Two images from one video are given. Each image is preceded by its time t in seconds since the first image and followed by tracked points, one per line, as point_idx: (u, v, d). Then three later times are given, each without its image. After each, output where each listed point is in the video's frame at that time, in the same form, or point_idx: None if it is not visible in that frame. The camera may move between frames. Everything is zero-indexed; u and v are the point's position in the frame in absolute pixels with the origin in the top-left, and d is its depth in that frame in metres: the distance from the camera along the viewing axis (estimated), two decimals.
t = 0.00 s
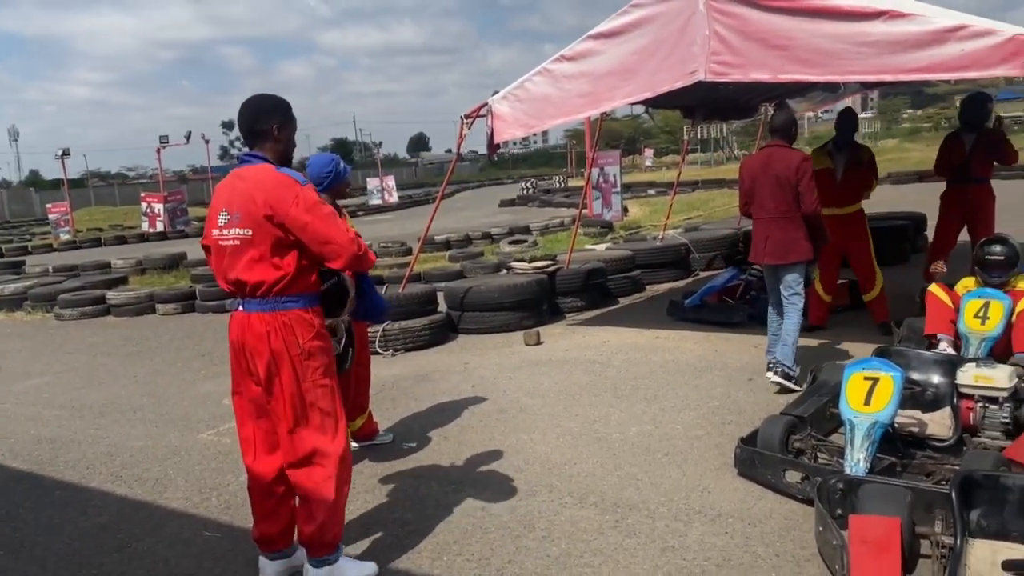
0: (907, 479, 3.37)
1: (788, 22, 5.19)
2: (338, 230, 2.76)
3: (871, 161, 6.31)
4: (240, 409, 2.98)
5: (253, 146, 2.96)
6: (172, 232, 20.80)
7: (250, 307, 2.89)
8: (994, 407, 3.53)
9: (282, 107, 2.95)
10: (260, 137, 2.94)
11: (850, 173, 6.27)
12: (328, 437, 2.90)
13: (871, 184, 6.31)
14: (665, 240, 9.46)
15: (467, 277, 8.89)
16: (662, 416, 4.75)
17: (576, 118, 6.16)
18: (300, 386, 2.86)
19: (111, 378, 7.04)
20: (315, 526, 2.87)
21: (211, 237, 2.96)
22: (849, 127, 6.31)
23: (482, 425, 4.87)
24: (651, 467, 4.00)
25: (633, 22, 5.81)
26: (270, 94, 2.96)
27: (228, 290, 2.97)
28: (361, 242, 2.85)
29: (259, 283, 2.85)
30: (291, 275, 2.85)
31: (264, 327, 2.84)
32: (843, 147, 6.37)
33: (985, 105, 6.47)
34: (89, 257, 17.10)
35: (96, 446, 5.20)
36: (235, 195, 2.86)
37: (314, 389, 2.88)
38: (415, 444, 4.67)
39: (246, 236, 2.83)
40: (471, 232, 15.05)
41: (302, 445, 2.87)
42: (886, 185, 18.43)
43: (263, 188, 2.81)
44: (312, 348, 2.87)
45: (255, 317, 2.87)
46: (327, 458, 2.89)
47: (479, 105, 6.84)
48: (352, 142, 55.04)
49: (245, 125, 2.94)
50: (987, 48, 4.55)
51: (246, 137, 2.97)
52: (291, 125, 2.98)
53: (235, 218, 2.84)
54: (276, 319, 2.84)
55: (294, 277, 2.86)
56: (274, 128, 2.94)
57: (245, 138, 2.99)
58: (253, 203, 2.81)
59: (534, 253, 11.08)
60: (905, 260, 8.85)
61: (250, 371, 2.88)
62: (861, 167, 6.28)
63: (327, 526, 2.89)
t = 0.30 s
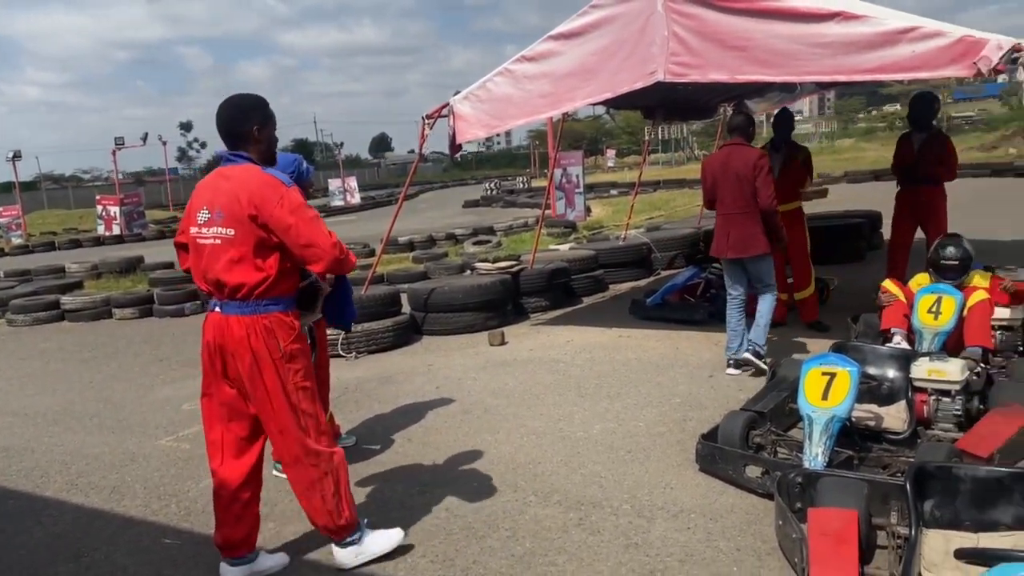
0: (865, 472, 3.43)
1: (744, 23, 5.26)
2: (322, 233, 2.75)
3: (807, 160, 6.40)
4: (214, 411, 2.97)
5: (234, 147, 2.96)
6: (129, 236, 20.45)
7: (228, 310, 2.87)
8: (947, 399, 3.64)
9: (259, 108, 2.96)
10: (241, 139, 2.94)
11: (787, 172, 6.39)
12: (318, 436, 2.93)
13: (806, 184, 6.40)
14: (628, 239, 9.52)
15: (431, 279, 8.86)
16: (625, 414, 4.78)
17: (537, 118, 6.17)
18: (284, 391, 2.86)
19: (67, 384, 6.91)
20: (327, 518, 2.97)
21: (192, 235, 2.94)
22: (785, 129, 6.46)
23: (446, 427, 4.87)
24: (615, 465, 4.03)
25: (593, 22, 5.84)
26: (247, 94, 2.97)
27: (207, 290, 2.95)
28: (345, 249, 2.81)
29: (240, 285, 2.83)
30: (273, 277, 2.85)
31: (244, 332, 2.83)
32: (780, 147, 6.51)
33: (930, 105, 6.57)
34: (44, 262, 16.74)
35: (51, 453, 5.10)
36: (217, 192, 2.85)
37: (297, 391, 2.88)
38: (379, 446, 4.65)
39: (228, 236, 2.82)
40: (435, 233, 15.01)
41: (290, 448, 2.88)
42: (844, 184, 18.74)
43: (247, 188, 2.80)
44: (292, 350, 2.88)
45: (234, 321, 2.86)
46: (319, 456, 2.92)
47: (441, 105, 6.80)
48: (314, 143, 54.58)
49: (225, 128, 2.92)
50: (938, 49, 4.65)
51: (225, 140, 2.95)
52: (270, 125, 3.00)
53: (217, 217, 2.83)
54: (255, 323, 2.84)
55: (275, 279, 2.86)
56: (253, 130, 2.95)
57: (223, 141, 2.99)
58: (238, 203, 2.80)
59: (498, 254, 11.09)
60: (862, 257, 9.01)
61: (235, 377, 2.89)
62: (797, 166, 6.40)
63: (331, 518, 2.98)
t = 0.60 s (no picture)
0: (809, 467, 3.50)
1: (688, 26, 5.35)
2: (316, 226, 2.84)
3: (744, 162, 6.56)
4: (197, 412, 2.98)
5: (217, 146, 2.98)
6: (69, 240, 19.93)
7: (221, 311, 2.90)
8: (887, 394, 3.73)
9: (242, 105, 2.95)
10: (226, 140, 2.96)
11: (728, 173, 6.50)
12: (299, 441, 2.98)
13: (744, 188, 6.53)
14: (578, 240, 9.59)
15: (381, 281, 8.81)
16: (576, 414, 4.81)
17: (486, 121, 6.16)
18: (272, 392, 2.91)
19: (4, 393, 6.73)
20: (292, 524, 2.98)
21: (180, 238, 2.98)
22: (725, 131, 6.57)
23: (397, 430, 4.85)
24: (565, 465, 4.06)
25: (540, 25, 5.88)
26: (229, 91, 2.95)
27: (196, 292, 2.98)
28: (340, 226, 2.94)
29: (233, 288, 2.87)
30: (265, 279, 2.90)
31: (238, 332, 2.87)
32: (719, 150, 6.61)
33: (859, 107, 6.80)
34: None
35: None
36: (207, 196, 2.89)
37: (285, 394, 2.93)
38: (329, 451, 4.61)
39: (220, 239, 2.87)
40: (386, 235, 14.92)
41: (273, 449, 2.92)
42: (789, 184, 19.08)
43: (237, 191, 2.85)
44: (284, 354, 2.93)
45: (228, 321, 2.89)
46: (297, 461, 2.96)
47: (389, 106, 6.71)
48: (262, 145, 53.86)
49: (208, 128, 2.93)
50: (874, 53, 4.77)
51: (209, 139, 2.96)
52: (253, 123, 3.00)
53: (208, 220, 2.88)
54: (252, 322, 2.88)
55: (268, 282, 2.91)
56: (238, 129, 2.96)
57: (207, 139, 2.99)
58: (227, 206, 2.85)
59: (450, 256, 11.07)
60: (806, 257, 9.19)
61: (221, 377, 2.90)
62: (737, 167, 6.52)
63: (296, 526, 2.99)
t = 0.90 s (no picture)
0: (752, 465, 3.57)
1: (633, 31, 5.41)
2: (298, 194, 2.93)
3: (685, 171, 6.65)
4: (189, 408, 3.10)
5: (190, 143, 2.99)
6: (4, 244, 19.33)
7: (194, 313, 2.92)
8: (826, 392, 3.82)
9: (220, 103, 2.99)
10: (199, 136, 2.97)
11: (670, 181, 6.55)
12: (259, 448, 2.98)
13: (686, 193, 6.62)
14: (528, 243, 9.62)
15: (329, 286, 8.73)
16: (525, 417, 4.82)
17: (433, 123, 6.14)
18: (238, 396, 2.92)
19: None
20: (240, 531, 2.97)
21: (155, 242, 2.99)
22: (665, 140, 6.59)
23: (345, 436, 4.80)
24: (513, 467, 4.07)
25: (487, 28, 5.89)
26: (200, 90, 2.97)
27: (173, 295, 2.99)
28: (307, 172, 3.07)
29: (207, 288, 2.90)
30: (237, 278, 2.93)
31: (208, 334, 2.88)
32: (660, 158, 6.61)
33: (787, 112, 6.92)
34: None
35: None
36: (182, 199, 2.91)
37: (251, 399, 2.94)
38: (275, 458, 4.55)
39: (195, 242, 2.88)
40: (335, 239, 14.78)
41: (233, 453, 2.94)
42: (735, 187, 19.38)
43: (211, 193, 2.87)
44: (252, 358, 2.94)
45: (199, 323, 2.90)
46: (254, 468, 2.97)
47: (334, 108, 6.63)
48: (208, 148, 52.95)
49: (184, 125, 2.96)
50: (813, 59, 4.88)
51: (183, 136, 2.99)
52: (230, 119, 3.03)
53: (184, 224, 2.90)
54: (222, 325, 2.89)
55: (240, 281, 2.93)
56: (212, 124, 2.98)
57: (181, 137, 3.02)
58: (203, 210, 2.87)
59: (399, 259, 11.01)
60: (751, 258, 9.35)
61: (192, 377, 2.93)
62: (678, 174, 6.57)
63: (243, 536, 2.97)
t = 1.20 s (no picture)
0: (703, 463, 3.62)
1: (584, 35, 5.46)
2: (260, 201, 2.88)
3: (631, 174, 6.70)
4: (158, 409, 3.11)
5: (157, 144, 2.95)
6: None
7: (158, 316, 2.92)
8: (774, 391, 3.91)
9: (188, 104, 2.95)
10: (166, 137, 2.93)
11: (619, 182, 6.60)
12: (216, 453, 2.96)
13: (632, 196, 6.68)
14: (484, 245, 9.62)
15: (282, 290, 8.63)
16: (479, 420, 4.82)
17: (386, 125, 6.11)
18: (197, 400, 2.91)
19: None
20: (188, 538, 2.94)
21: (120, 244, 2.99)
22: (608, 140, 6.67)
23: (297, 442, 4.75)
24: (468, 471, 4.07)
25: (440, 30, 5.88)
26: (172, 90, 2.94)
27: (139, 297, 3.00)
28: (276, 179, 3.00)
29: (169, 292, 2.89)
30: (200, 282, 2.91)
31: (170, 338, 2.88)
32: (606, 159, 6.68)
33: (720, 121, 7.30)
34: None
35: None
36: (144, 203, 2.89)
37: (210, 404, 2.93)
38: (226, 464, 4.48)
39: (156, 246, 2.87)
40: (288, 242, 14.61)
41: (188, 458, 2.92)
42: (688, 190, 19.60)
43: (172, 196, 2.85)
44: (214, 363, 2.93)
45: (162, 326, 2.90)
46: (210, 474, 2.95)
47: (285, 110, 6.56)
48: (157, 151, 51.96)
49: (150, 125, 2.92)
50: (760, 64, 4.96)
51: (150, 138, 2.95)
52: (198, 121, 2.99)
53: (146, 228, 2.88)
54: (183, 329, 2.89)
55: (202, 285, 2.92)
56: (179, 125, 2.94)
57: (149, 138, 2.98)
58: (163, 213, 2.85)
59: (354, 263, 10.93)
60: (703, 260, 9.46)
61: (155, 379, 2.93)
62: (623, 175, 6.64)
63: (192, 543, 2.94)
